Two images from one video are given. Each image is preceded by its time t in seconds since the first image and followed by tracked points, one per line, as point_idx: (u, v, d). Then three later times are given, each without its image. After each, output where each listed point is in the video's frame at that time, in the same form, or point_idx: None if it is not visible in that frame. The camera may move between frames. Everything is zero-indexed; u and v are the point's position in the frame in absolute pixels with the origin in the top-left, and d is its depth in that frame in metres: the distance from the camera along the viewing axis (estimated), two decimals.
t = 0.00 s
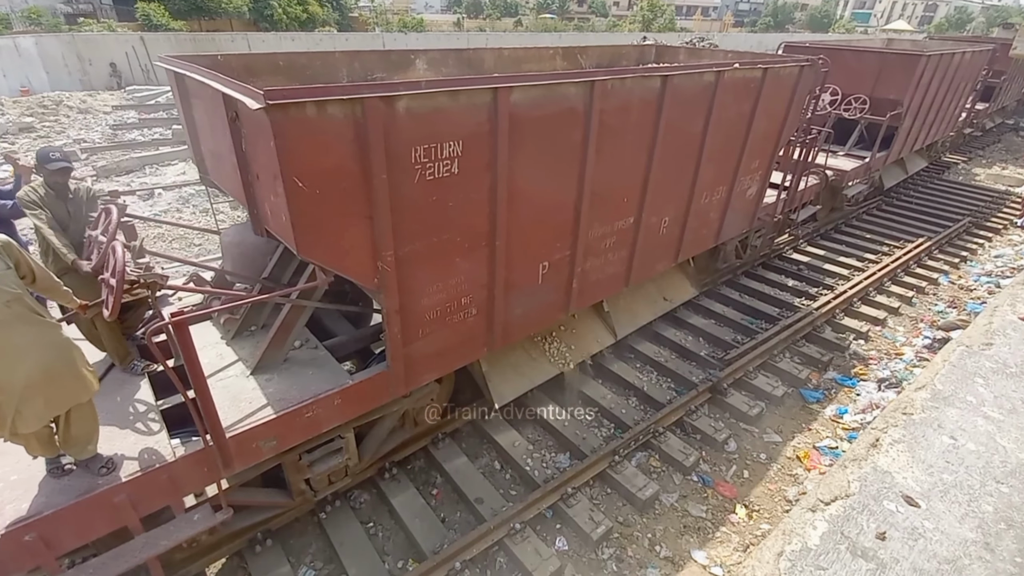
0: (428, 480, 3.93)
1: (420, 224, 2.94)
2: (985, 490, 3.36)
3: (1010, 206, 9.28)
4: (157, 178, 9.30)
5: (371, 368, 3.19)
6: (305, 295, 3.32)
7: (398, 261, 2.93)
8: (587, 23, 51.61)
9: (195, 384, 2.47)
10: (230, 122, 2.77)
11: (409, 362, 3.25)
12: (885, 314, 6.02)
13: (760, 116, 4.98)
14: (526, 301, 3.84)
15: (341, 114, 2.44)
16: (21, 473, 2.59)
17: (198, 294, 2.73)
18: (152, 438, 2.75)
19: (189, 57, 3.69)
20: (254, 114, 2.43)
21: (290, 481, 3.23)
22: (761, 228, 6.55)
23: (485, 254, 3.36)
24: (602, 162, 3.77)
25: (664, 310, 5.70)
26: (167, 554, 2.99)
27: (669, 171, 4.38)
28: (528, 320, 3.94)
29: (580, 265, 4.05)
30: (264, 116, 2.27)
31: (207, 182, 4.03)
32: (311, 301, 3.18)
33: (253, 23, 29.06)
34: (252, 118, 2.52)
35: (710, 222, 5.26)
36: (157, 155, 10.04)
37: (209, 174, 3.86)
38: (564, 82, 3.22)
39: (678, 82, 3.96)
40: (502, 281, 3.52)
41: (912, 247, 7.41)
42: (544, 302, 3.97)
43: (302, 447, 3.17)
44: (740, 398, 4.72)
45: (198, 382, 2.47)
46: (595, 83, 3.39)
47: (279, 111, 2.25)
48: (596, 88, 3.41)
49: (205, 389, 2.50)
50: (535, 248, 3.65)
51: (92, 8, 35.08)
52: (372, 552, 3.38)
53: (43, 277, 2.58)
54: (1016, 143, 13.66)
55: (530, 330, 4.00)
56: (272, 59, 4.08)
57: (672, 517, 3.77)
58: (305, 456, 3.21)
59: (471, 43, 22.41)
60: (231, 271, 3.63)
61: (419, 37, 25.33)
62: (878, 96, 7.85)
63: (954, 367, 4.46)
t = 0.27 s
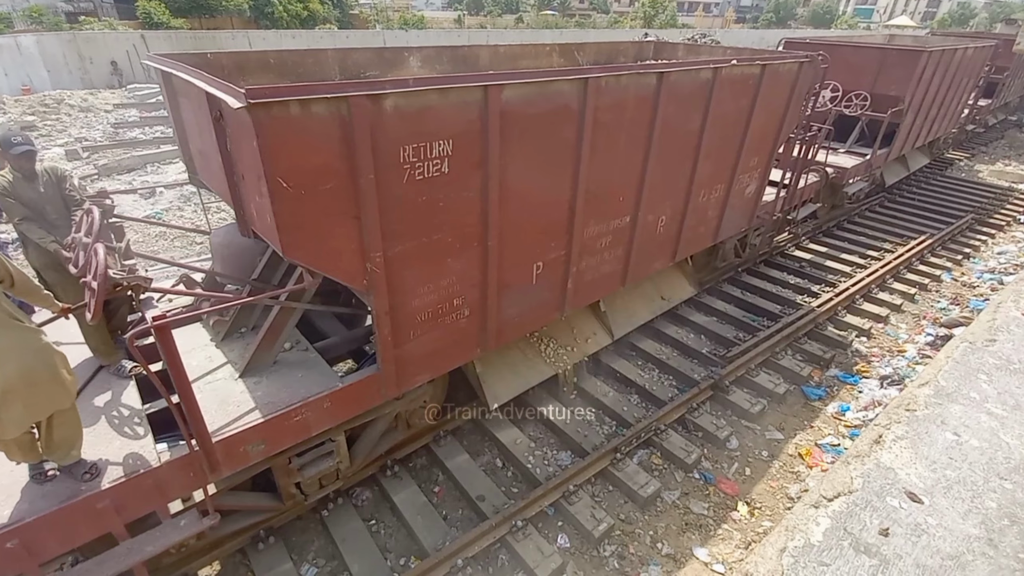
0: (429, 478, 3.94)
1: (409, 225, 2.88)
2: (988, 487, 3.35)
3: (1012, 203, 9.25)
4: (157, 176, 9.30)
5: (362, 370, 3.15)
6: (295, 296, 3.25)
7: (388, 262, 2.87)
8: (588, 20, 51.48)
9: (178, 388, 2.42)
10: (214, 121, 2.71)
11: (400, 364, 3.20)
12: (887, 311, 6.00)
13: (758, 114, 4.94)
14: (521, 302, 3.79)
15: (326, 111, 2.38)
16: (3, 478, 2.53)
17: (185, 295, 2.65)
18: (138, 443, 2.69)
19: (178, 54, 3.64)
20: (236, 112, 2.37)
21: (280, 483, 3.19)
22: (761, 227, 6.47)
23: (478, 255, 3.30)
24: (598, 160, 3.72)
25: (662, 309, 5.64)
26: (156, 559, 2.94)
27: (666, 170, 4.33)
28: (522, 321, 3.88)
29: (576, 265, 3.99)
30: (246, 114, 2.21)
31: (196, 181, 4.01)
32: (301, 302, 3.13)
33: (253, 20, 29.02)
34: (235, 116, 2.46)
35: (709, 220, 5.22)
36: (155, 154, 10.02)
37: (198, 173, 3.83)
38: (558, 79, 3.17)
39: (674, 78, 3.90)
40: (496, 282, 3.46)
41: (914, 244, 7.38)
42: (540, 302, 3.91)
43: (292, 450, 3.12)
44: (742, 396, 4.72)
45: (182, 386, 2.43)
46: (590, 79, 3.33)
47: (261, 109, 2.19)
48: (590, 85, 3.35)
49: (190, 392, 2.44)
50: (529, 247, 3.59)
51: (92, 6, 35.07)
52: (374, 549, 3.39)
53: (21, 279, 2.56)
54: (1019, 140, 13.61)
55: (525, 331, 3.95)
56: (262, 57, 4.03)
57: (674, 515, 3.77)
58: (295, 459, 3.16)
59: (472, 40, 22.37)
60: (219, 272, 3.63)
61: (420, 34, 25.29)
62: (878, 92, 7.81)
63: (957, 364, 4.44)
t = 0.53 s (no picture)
0: (431, 475, 3.95)
1: (399, 226, 2.84)
2: (989, 482, 3.35)
3: (1014, 200, 9.23)
4: (157, 174, 9.30)
5: (352, 372, 3.12)
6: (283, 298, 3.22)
7: (377, 265, 2.83)
8: (589, 17, 51.35)
9: (161, 393, 2.37)
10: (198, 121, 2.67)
11: (390, 367, 3.16)
12: (888, 308, 6.00)
13: (755, 111, 4.91)
14: (514, 302, 3.75)
15: (310, 111, 2.32)
16: None
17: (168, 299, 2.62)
18: (122, 449, 2.66)
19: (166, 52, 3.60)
20: (218, 112, 2.32)
21: (269, 488, 3.17)
22: (759, 225, 6.43)
23: (469, 256, 3.26)
24: (591, 159, 3.68)
25: (659, 308, 5.61)
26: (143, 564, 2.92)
27: (660, 168, 4.30)
28: (515, 322, 3.85)
29: (570, 265, 3.96)
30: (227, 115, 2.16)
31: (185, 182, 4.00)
32: (289, 305, 3.07)
33: (253, 18, 28.99)
34: (217, 116, 2.41)
35: (705, 219, 5.20)
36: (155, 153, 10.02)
37: (186, 173, 3.81)
38: (550, 77, 3.12)
39: (669, 75, 3.86)
40: (488, 283, 3.43)
41: (915, 241, 7.37)
42: (533, 303, 3.88)
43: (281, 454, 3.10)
44: (743, 393, 4.72)
45: (166, 392, 2.38)
46: (583, 77, 3.29)
47: (242, 109, 2.14)
48: (583, 83, 3.30)
49: (173, 398, 2.40)
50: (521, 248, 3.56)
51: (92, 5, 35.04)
52: (376, 546, 3.40)
53: None
54: (1021, 136, 13.58)
55: (518, 332, 3.92)
56: (252, 55, 3.99)
57: (675, 511, 3.78)
58: (285, 463, 3.14)
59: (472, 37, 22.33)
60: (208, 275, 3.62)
61: (421, 31, 25.26)
62: (878, 89, 7.78)
63: (958, 360, 4.44)
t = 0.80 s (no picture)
0: (431, 472, 3.96)
1: (386, 228, 2.83)
2: (987, 479, 3.36)
3: (1014, 197, 9.23)
4: (157, 173, 9.29)
5: (340, 376, 3.10)
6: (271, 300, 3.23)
7: (363, 266, 2.82)
8: (589, 13, 51.22)
9: (144, 400, 2.34)
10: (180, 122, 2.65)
11: (378, 369, 3.15)
12: (888, 305, 6.01)
13: (751, 109, 4.90)
14: (504, 303, 3.74)
15: (292, 111, 2.31)
16: None
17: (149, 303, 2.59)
18: (106, 455, 2.60)
19: (152, 51, 3.56)
20: (198, 113, 2.30)
21: (257, 492, 3.17)
22: (755, 224, 6.40)
23: (458, 256, 3.25)
24: (583, 159, 3.67)
25: (653, 308, 5.59)
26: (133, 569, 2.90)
27: (654, 167, 4.29)
28: (506, 322, 3.84)
29: (562, 265, 3.96)
30: (206, 115, 2.14)
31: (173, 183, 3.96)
32: (276, 308, 3.05)
33: (252, 16, 28.93)
34: (197, 117, 2.39)
35: (701, 218, 5.20)
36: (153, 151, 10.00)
37: (173, 174, 3.78)
38: (539, 75, 3.11)
39: (662, 73, 3.85)
40: (478, 284, 3.42)
41: (915, 238, 7.37)
42: (524, 303, 3.87)
43: (270, 459, 3.11)
44: (743, 390, 4.73)
45: (148, 398, 2.34)
46: (572, 76, 3.27)
47: (221, 110, 2.12)
48: (573, 82, 3.29)
49: (156, 404, 2.36)
50: (512, 248, 3.55)
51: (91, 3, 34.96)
52: (377, 543, 3.41)
53: None
54: (1022, 132, 13.56)
55: (510, 332, 3.91)
56: (239, 54, 3.95)
57: (675, 509, 3.79)
58: (273, 468, 3.14)
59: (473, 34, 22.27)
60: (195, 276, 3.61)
61: (420, 28, 25.22)
62: (877, 86, 7.77)
63: (957, 357, 4.45)
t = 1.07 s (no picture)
0: (431, 472, 3.97)
1: (372, 231, 2.80)
2: (985, 477, 3.37)
3: (1013, 195, 9.25)
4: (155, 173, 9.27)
5: (327, 381, 3.08)
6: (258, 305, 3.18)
7: (349, 270, 2.79)
8: (588, 12, 51.22)
9: (123, 408, 2.33)
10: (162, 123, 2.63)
11: (366, 373, 3.12)
12: (887, 305, 6.02)
13: (746, 109, 4.87)
14: (496, 306, 3.71)
15: (273, 113, 2.28)
16: None
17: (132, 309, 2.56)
18: (86, 462, 2.61)
19: (137, 52, 3.52)
20: (177, 115, 2.27)
21: (245, 501, 3.11)
22: (751, 224, 6.37)
23: (447, 260, 3.22)
24: (575, 160, 3.64)
25: (650, 310, 5.50)
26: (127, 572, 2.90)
27: (648, 168, 4.26)
28: (498, 325, 3.81)
29: (554, 268, 3.93)
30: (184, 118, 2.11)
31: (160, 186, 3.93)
32: (262, 312, 3.02)
33: (252, 16, 28.91)
34: (177, 119, 2.36)
35: (696, 219, 5.18)
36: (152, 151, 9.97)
37: (159, 177, 3.74)
38: (529, 76, 3.07)
39: (655, 73, 3.81)
40: (468, 287, 3.39)
41: (914, 237, 7.38)
42: (516, 306, 3.84)
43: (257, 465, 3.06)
44: (742, 389, 4.73)
45: (127, 407, 2.33)
46: (563, 77, 3.23)
47: (199, 112, 2.09)
48: (564, 83, 3.25)
49: (135, 412, 2.35)
50: (502, 250, 3.51)
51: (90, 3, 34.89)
52: (377, 543, 3.42)
53: None
54: (1021, 131, 13.59)
55: (502, 335, 3.89)
56: (227, 55, 3.91)
57: (675, 507, 3.80)
58: (260, 474, 3.09)
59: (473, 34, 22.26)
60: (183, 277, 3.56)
61: (420, 28, 25.24)
62: (873, 86, 7.78)
63: (955, 356, 4.46)
